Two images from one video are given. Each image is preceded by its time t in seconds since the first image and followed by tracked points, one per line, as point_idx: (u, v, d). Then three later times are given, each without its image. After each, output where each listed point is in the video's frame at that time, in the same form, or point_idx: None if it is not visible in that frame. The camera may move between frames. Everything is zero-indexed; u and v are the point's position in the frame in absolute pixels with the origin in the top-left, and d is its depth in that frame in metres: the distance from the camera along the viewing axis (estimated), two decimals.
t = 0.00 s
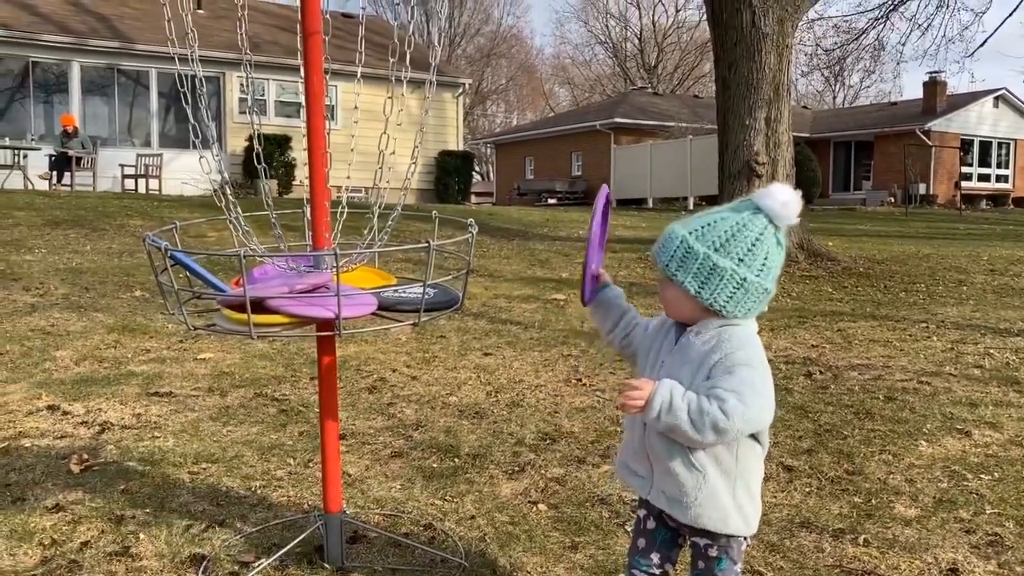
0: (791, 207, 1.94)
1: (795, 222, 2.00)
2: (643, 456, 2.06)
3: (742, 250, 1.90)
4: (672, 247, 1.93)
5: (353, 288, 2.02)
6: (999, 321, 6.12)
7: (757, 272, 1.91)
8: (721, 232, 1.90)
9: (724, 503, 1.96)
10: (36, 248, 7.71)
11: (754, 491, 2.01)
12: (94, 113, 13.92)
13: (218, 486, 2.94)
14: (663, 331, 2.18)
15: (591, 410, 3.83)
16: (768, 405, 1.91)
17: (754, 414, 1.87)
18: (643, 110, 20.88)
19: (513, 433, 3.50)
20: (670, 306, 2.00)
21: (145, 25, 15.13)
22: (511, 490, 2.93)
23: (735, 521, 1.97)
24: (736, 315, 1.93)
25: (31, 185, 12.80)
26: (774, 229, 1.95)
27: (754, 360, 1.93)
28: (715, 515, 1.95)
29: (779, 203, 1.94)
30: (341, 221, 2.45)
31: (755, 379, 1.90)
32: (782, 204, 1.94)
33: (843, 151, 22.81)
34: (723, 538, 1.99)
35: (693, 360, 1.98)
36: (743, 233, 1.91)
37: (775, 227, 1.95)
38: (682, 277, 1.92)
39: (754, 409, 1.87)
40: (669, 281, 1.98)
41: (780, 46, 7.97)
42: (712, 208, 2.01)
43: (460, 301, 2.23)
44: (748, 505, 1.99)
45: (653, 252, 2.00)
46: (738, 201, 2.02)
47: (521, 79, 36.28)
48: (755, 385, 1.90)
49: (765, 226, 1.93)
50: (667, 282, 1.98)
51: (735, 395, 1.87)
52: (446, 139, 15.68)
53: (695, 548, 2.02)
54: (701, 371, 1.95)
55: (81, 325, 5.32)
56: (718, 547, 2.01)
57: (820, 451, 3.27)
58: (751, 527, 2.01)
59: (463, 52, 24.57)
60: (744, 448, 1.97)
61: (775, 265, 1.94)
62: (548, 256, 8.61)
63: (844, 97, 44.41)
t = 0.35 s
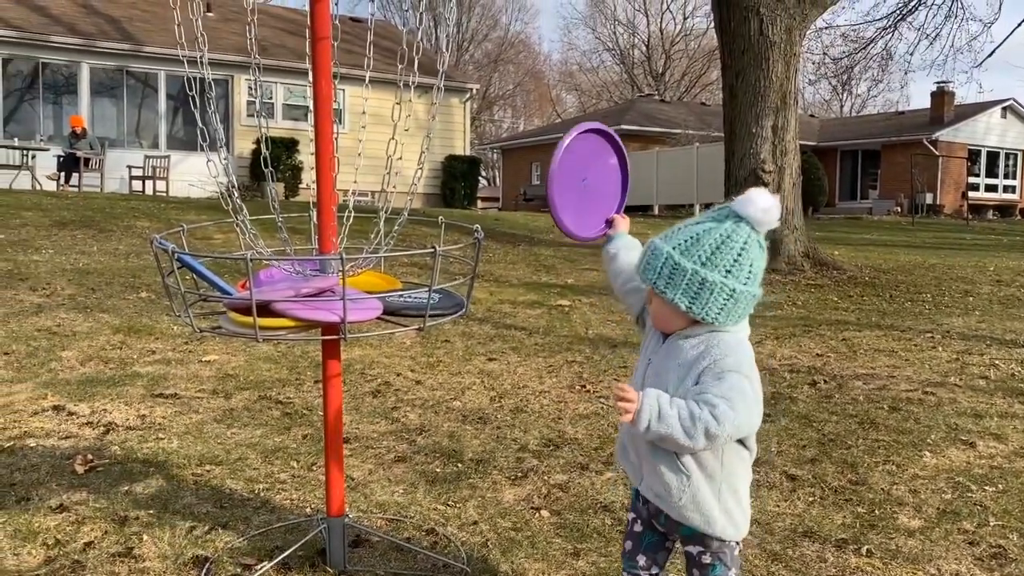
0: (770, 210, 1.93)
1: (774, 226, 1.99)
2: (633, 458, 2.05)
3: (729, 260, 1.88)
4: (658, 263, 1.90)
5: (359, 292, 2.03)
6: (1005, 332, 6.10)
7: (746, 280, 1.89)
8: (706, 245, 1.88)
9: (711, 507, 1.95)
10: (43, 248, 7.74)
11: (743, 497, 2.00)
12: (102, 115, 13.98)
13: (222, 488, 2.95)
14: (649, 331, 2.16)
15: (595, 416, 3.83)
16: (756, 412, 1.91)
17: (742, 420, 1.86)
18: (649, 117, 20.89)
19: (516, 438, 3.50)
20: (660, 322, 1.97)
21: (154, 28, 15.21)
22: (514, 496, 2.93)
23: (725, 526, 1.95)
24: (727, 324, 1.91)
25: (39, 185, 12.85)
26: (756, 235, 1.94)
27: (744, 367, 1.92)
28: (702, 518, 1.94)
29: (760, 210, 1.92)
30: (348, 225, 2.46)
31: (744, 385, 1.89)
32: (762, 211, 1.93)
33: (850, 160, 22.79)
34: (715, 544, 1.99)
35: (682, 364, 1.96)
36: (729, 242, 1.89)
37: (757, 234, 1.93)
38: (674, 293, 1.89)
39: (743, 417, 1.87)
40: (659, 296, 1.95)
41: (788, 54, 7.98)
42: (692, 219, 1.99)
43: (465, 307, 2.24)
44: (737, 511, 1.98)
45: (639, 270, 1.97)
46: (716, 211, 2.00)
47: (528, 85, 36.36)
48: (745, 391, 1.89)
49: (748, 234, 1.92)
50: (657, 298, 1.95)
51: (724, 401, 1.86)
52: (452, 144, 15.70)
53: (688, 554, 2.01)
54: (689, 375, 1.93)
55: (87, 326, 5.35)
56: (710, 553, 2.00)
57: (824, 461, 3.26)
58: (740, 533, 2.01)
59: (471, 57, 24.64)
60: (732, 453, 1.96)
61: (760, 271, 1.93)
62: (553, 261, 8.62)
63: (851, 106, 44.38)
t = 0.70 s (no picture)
0: (750, 246, 1.87)
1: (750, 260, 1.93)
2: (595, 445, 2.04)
3: (690, 278, 1.84)
4: (624, 256, 1.88)
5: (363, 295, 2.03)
6: (1007, 338, 6.10)
7: (701, 301, 1.86)
8: (674, 256, 1.84)
9: (669, 496, 1.93)
10: (46, 248, 7.75)
11: (706, 492, 1.97)
12: (106, 115, 14.00)
13: (223, 489, 2.96)
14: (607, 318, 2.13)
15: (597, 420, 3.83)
16: (700, 410, 1.88)
17: (682, 416, 1.84)
18: (653, 121, 20.90)
19: (518, 441, 3.51)
20: (614, 311, 1.97)
21: (159, 29, 15.25)
22: (515, 499, 2.93)
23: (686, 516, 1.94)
24: (675, 334, 1.89)
25: (43, 185, 12.88)
26: (727, 262, 1.89)
27: (691, 368, 1.89)
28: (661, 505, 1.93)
29: (739, 242, 1.86)
30: (351, 226, 2.46)
31: (688, 385, 1.86)
32: (741, 244, 1.86)
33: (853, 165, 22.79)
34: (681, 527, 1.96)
35: (631, 357, 1.93)
36: (695, 262, 1.84)
37: (729, 262, 1.88)
38: (628, 290, 1.88)
39: (684, 415, 1.84)
40: (617, 287, 1.94)
41: (792, 59, 7.97)
42: (674, 226, 1.93)
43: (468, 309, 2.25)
44: (698, 507, 1.95)
45: (608, 254, 1.95)
46: (702, 225, 1.95)
47: (532, 88, 36.43)
48: (689, 391, 1.86)
49: (718, 259, 1.87)
50: (615, 289, 1.94)
51: (666, 396, 1.83)
52: (456, 147, 15.72)
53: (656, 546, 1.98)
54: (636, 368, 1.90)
55: (89, 326, 5.35)
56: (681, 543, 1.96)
57: (825, 466, 3.26)
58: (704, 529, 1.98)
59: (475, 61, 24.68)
60: (688, 448, 1.94)
61: (720, 297, 1.89)
62: (556, 264, 8.62)
63: (854, 112, 44.40)
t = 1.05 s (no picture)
0: (730, 254, 1.86)
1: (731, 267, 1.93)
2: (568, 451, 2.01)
3: (669, 283, 1.83)
4: (604, 258, 1.86)
5: (366, 294, 2.03)
6: (1009, 341, 6.09)
7: (678, 306, 1.85)
8: (654, 259, 1.82)
9: (647, 499, 1.93)
10: (48, 247, 7.76)
11: (681, 489, 1.99)
12: (107, 114, 14.00)
13: (225, 488, 2.96)
14: (579, 318, 2.13)
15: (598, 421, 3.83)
16: (676, 409, 1.89)
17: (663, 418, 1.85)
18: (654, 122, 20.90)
19: (519, 442, 3.51)
20: (588, 311, 1.96)
21: (161, 29, 15.25)
22: (516, 500, 2.93)
23: (663, 523, 1.94)
24: (652, 337, 1.88)
25: (44, 184, 12.88)
26: (706, 269, 1.88)
27: (665, 369, 1.89)
28: (641, 512, 1.92)
29: (718, 250, 1.85)
30: (354, 226, 2.45)
31: (664, 386, 1.87)
32: (720, 251, 1.85)
33: (854, 168, 22.79)
34: (628, 543, 1.95)
35: (606, 363, 1.92)
36: (673, 267, 1.83)
37: (708, 268, 1.87)
38: (606, 291, 1.86)
39: (662, 417, 1.85)
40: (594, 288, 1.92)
41: (794, 61, 7.97)
42: (653, 229, 1.91)
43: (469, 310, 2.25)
44: (676, 504, 1.97)
45: (586, 255, 1.92)
46: (684, 229, 1.93)
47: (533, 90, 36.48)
48: (665, 390, 1.87)
49: (697, 266, 1.86)
50: (591, 290, 1.92)
51: (646, 400, 1.83)
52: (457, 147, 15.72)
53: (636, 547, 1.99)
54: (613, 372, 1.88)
55: (90, 325, 5.35)
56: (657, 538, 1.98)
57: (826, 468, 3.26)
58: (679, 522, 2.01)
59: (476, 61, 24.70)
60: (665, 447, 1.95)
61: (697, 302, 1.89)
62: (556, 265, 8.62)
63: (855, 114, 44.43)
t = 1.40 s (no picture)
0: (709, 264, 1.84)
1: (711, 278, 1.91)
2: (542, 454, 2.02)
3: (642, 290, 1.83)
4: (578, 262, 1.87)
5: (367, 294, 2.03)
6: (1008, 341, 6.09)
7: (652, 315, 1.85)
8: (627, 265, 1.82)
9: (613, 507, 1.92)
10: (48, 246, 7.75)
11: (653, 497, 1.97)
12: (107, 113, 14.00)
13: (225, 486, 2.97)
14: (558, 324, 2.12)
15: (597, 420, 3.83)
16: (633, 418, 1.85)
17: (615, 425, 1.81)
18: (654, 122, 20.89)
19: (519, 442, 3.51)
20: (564, 315, 1.96)
21: (161, 28, 15.25)
22: (517, 499, 2.93)
23: (634, 534, 1.93)
24: (620, 345, 1.87)
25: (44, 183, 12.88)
26: (683, 278, 1.87)
27: (624, 376, 1.86)
28: (608, 518, 1.91)
29: (695, 259, 1.83)
30: (355, 225, 2.45)
31: (618, 393, 1.83)
32: (697, 261, 1.83)
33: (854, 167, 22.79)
34: (609, 560, 1.97)
35: (570, 367, 1.91)
36: (647, 275, 1.82)
37: (684, 278, 1.86)
38: (580, 295, 1.87)
39: (614, 424, 1.81)
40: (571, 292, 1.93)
41: (794, 61, 7.97)
42: (634, 236, 1.92)
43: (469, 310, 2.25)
44: (645, 512, 1.96)
45: (566, 259, 1.94)
46: (664, 237, 1.93)
47: (533, 89, 36.49)
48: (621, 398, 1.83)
49: (672, 274, 1.85)
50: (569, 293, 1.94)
51: (596, 405, 1.80)
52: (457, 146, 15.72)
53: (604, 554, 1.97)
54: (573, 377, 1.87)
55: (91, 324, 5.35)
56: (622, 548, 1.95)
57: (827, 467, 3.26)
58: (654, 530, 2.00)
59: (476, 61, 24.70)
60: (629, 454, 1.93)
61: (673, 311, 1.88)
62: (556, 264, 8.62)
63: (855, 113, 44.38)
